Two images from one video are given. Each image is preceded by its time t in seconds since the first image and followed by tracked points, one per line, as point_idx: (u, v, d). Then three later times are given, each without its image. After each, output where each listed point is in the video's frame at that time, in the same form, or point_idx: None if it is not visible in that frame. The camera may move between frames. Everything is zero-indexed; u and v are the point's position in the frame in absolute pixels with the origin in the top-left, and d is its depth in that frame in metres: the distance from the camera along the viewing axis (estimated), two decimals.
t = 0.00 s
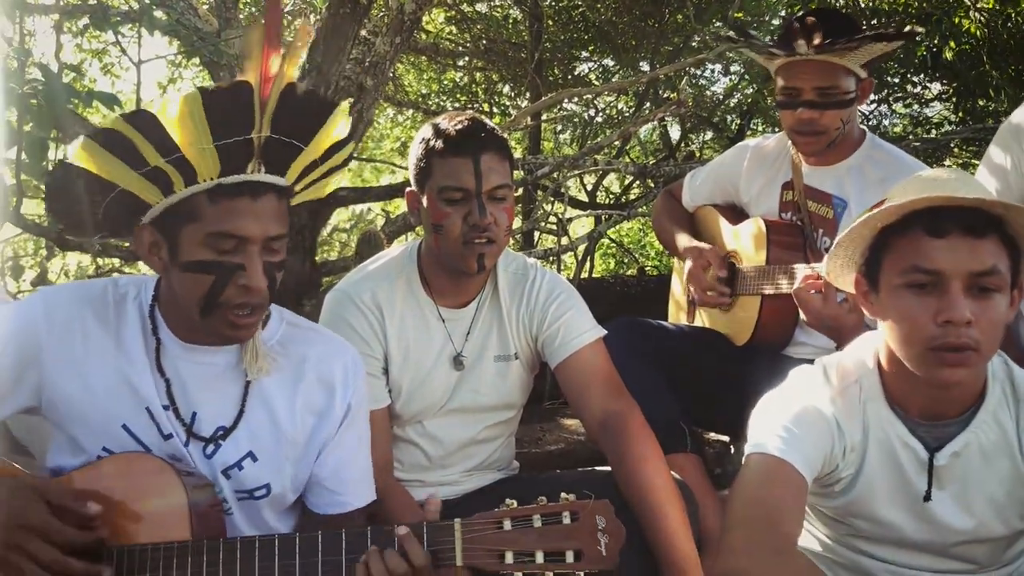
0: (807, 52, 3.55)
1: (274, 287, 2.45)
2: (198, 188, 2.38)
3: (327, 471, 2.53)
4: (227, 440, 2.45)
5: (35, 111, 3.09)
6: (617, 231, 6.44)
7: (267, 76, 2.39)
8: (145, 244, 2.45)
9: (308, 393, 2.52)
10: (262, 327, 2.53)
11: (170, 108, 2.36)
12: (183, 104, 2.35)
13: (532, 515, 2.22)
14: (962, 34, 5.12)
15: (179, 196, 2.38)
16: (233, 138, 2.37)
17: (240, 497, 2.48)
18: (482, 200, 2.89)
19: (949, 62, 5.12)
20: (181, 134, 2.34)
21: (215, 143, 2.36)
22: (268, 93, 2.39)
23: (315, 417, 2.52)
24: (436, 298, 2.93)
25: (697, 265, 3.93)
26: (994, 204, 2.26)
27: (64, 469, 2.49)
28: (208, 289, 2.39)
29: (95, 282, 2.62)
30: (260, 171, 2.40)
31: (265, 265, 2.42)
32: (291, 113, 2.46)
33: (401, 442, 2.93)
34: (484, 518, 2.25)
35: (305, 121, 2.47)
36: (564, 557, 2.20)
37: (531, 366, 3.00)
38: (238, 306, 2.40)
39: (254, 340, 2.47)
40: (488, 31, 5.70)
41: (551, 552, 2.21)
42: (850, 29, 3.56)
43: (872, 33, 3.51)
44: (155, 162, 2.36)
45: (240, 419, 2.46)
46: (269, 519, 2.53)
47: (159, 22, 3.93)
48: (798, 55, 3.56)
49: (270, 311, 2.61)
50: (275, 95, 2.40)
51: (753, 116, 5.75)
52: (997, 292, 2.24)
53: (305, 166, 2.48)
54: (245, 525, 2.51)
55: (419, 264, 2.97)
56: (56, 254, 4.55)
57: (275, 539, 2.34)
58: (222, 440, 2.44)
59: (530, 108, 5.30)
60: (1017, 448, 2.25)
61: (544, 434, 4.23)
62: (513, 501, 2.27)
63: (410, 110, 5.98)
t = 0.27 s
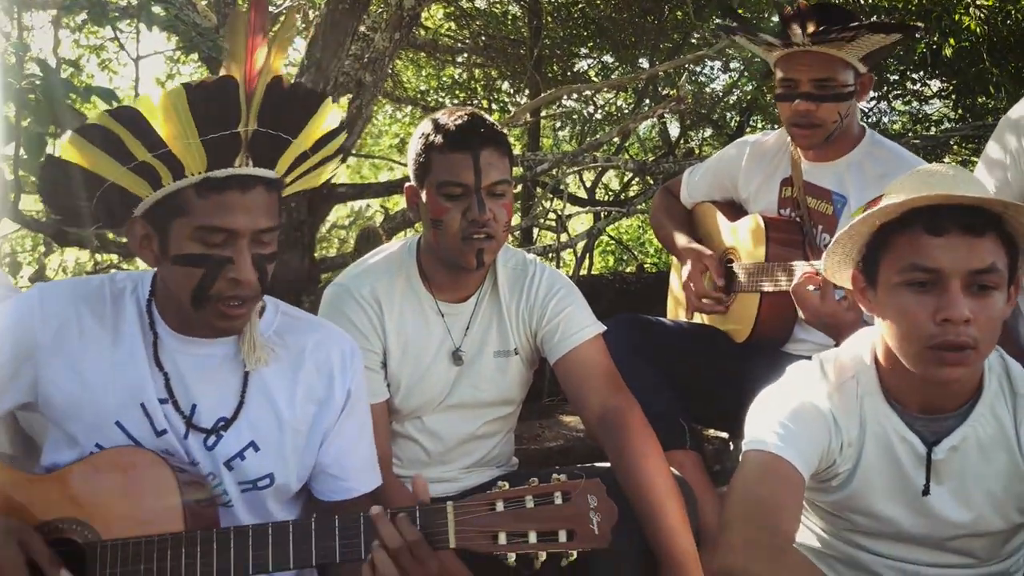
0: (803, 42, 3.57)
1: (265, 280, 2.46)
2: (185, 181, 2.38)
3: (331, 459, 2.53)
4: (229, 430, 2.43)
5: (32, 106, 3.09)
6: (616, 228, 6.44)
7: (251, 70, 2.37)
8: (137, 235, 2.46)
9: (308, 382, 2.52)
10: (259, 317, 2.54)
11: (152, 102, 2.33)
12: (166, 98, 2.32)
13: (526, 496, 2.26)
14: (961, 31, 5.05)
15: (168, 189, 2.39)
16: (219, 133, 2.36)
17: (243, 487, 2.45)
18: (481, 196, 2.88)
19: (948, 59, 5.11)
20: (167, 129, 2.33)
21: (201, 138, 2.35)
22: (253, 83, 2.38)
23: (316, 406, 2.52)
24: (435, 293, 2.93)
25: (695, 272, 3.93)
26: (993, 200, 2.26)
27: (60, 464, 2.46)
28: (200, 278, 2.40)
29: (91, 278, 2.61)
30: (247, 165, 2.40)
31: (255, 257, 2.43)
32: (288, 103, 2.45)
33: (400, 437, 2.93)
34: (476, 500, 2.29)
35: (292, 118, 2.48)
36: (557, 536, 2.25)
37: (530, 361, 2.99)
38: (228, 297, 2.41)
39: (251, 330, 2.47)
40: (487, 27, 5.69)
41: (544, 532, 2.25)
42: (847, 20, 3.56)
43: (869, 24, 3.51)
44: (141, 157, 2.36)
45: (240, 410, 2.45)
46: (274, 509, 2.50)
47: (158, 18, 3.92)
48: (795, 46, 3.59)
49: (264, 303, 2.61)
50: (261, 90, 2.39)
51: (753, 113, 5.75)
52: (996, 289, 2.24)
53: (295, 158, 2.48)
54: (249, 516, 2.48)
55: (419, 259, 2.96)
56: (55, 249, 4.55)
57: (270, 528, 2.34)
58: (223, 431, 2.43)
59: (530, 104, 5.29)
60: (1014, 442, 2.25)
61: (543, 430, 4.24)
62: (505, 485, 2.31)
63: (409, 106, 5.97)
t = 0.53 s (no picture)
0: (799, 35, 3.58)
1: (253, 281, 2.45)
2: (172, 181, 2.37)
3: (331, 454, 2.54)
4: (229, 426, 2.44)
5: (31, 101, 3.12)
6: (614, 225, 6.46)
7: (234, 72, 2.36)
8: (129, 233, 2.46)
9: (308, 377, 2.52)
10: (258, 313, 2.53)
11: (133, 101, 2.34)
12: (147, 97, 2.33)
13: (529, 497, 2.27)
14: (960, 27, 5.05)
15: (156, 189, 2.39)
16: (203, 132, 2.35)
17: (244, 483, 2.46)
18: (481, 191, 2.89)
19: (946, 57, 5.14)
20: (148, 127, 2.33)
21: (185, 138, 2.35)
22: (238, 93, 2.37)
23: (316, 401, 2.53)
24: (435, 289, 2.94)
25: (693, 249, 3.92)
26: (989, 196, 2.27)
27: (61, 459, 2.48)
28: (185, 283, 2.40)
29: (93, 273, 2.61)
30: (236, 165, 2.39)
31: (242, 258, 2.41)
32: (277, 104, 2.44)
33: (400, 432, 2.94)
34: (479, 500, 2.30)
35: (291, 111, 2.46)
36: (560, 537, 2.26)
37: (529, 357, 3.00)
38: (216, 299, 2.40)
39: (249, 325, 2.46)
40: (486, 25, 5.69)
41: (547, 532, 2.26)
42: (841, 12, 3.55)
43: (863, 15, 3.48)
44: (127, 156, 2.36)
45: (240, 405, 2.45)
46: (274, 505, 2.50)
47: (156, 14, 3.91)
48: (791, 40, 3.60)
49: (265, 298, 2.61)
50: (245, 98, 2.38)
51: (751, 110, 5.77)
52: (993, 284, 2.24)
53: (289, 158, 2.46)
54: (249, 512, 2.48)
55: (418, 255, 2.97)
56: (54, 247, 4.55)
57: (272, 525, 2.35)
58: (223, 427, 2.44)
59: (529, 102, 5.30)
60: (1010, 437, 2.26)
61: (542, 427, 4.25)
62: (509, 483, 2.32)
63: (407, 104, 5.97)
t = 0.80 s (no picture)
0: (796, 31, 3.56)
1: (253, 268, 2.46)
2: (165, 169, 2.39)
3: (328, 445, 2.53)
4: (228, 417, 2.44)
5: (29, 93, 3.13)
6: (611, 222, 6.47)
7: (224, 57, 2.37)
8: (127, 226, 2.48)
9: (307, 368, 2.53)
10: (257, 305, 2.54)
11: (123, 87, 2.35)
12: (135, 85, 2.34)
13: (528, 488, 2.28)
14: (957, 25, 5.01)
15: (149, 177, 2.41)
16: (195, 119, 2.37)
17: (244, 474, 2.47)
18: (480, 182, 2.89)
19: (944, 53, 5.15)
20: (138, 115, 2.35)
21: (176, 125, 2.36)
22: (228, 79, 2.38)
23: (314, 393, 2.53)
24: (434, 282, 2.94)
25: (690, 256, 3.99)
26: (988, 187, 2.28)
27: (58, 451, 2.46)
28: (180, 271, 2.39)
29: (93, 264, 2.61)
30: (227, 153, 2.41)
31: (237, 246, 2.42)
32: (268, 92, 2.46)
33: (400, 425, 2.95)
34: (477, 491, 2.31)
35: (281, 103, 2.48)
36: (559, 528, 2.26)
37: (527, 350, 3.01)
38: (214, 287, 2.40)
39: (248, 317, 2.47)
40: (484, 20, 5.68)
41: (546, 523, 2.26)
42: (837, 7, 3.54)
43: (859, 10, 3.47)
44: (120, 144, 2.38)
45: (240, 397, 2.46)
46: (273, 496, 2.52)
47: (154, 8, 3.91)
48: (788, 35, 3.58)
49: (264, 289, 2.62)
50: (235, 81, 2.39)
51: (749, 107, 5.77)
52: (991, 275, 2.25)
53: (280, 147, 2.49)
54: (249, 503, 2.49)
55: (417, 247, 2.98)
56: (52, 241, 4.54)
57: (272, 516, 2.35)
58: (222, 418, 2.44)
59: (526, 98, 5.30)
60: (1007, 429, 2.26)
61: (539, 421, 4.25)
62: (507, 475, 2.33)
63: (405, 100, 5.96)
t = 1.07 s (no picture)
0: (795, 31, 3.55)
1: (242, 247, 2.47)
2: (148, 148, 2.42)
3: (319, 433, 2.51)
4: (220, 405, 2.43)
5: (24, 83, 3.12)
6: (606, 217, 6.46)
7: (198, 28, 2.43)
8: (114, 213, 2.50)
9: (298, 356, 2.51)
10: (247, 293, 2.53)
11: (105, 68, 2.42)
12: (116, 62, 2.42)
13: (522, 462, 2.28)
14: (951, 18, 4.98)
15: (132, 159, 2.43)
16: (175, 93, 2.41)
17: (236, 461, 2.46)
18: (477, 171, 2.88)
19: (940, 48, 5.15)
20: (120, 94, 2.41)
21: (155, 100, 2.40)
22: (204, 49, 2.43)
23: (306, 380, 2.52)
24: (430, 272, 2.92)
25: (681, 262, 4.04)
26: (985, 174, 2.27)
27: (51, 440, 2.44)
28: (169, 249, 2.41)
29: (84, 253, 2.60)
30: (208, 128, 2.43)
31: (225, 221, 2.44)
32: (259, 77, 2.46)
33: (396, 416, 2.94)
34: (471, 465, 2.31)
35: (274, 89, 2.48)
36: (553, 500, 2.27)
37: (523, 342, 2.99)
38: (206, 266, 2.42)
39: (239, 305, 2.47)
40: (478, 14, 5.65)
41: (540, 496, 2.28)
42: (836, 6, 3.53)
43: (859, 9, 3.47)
44: (102, 125, 2.43)
45: (232, 384, 2.44)
46: (265, 483, 2.50)
47: None
48: (788, 35, 3.57)
49: (255, 278, 2.60)
50: (211, 53, 2.44)
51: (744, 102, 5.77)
52: (988, 262, 2.25)
53: (260, 123, 2.50)
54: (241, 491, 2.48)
55: (413, 237, 2.96)
56: (44, 233, 4.52)
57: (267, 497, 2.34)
58: (215, 405, 2.43)
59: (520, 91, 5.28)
60: (1003, 416, 2.26)
61: (535, 414, 4.25)
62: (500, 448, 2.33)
63: (399, 94, 5.94)
